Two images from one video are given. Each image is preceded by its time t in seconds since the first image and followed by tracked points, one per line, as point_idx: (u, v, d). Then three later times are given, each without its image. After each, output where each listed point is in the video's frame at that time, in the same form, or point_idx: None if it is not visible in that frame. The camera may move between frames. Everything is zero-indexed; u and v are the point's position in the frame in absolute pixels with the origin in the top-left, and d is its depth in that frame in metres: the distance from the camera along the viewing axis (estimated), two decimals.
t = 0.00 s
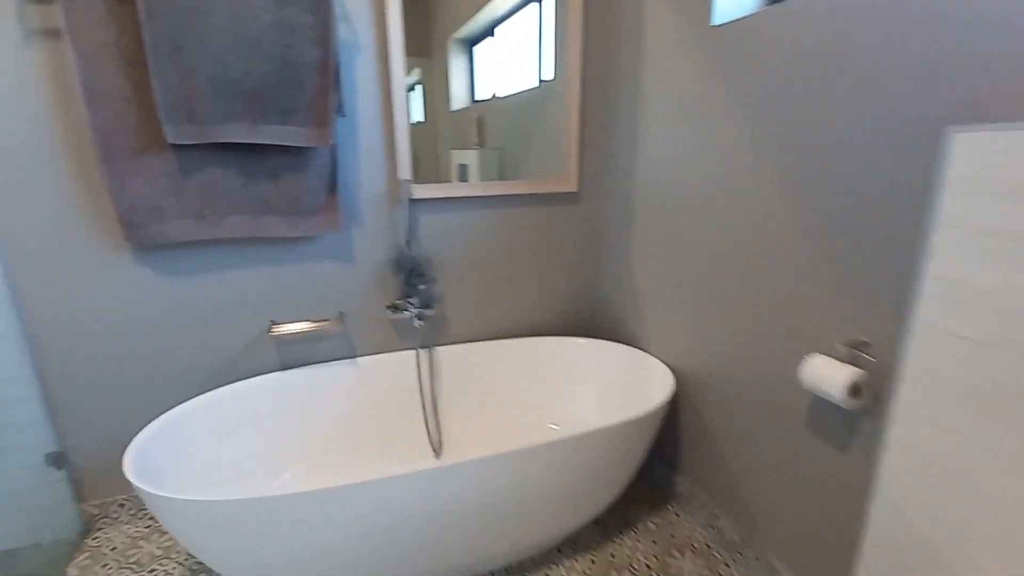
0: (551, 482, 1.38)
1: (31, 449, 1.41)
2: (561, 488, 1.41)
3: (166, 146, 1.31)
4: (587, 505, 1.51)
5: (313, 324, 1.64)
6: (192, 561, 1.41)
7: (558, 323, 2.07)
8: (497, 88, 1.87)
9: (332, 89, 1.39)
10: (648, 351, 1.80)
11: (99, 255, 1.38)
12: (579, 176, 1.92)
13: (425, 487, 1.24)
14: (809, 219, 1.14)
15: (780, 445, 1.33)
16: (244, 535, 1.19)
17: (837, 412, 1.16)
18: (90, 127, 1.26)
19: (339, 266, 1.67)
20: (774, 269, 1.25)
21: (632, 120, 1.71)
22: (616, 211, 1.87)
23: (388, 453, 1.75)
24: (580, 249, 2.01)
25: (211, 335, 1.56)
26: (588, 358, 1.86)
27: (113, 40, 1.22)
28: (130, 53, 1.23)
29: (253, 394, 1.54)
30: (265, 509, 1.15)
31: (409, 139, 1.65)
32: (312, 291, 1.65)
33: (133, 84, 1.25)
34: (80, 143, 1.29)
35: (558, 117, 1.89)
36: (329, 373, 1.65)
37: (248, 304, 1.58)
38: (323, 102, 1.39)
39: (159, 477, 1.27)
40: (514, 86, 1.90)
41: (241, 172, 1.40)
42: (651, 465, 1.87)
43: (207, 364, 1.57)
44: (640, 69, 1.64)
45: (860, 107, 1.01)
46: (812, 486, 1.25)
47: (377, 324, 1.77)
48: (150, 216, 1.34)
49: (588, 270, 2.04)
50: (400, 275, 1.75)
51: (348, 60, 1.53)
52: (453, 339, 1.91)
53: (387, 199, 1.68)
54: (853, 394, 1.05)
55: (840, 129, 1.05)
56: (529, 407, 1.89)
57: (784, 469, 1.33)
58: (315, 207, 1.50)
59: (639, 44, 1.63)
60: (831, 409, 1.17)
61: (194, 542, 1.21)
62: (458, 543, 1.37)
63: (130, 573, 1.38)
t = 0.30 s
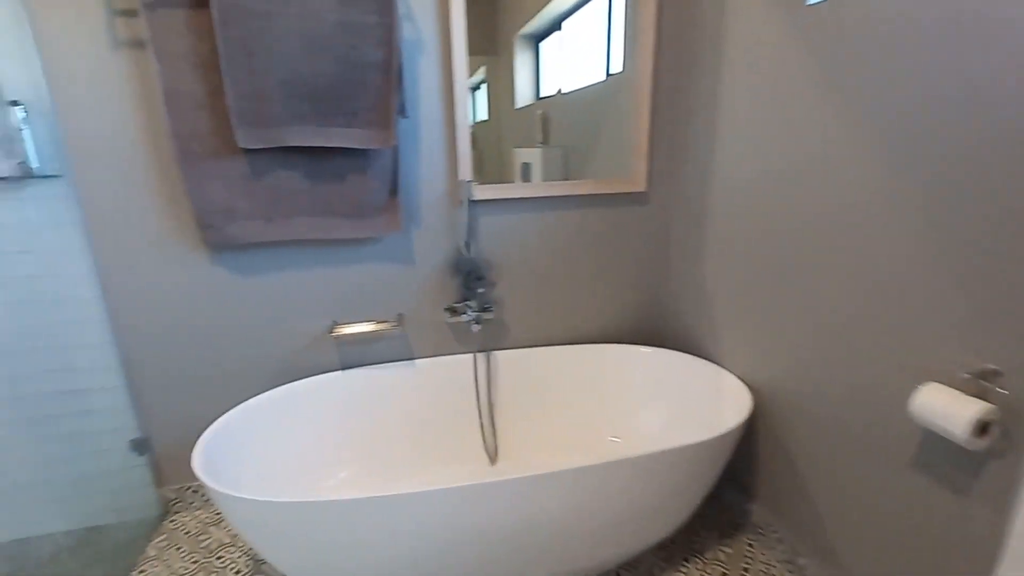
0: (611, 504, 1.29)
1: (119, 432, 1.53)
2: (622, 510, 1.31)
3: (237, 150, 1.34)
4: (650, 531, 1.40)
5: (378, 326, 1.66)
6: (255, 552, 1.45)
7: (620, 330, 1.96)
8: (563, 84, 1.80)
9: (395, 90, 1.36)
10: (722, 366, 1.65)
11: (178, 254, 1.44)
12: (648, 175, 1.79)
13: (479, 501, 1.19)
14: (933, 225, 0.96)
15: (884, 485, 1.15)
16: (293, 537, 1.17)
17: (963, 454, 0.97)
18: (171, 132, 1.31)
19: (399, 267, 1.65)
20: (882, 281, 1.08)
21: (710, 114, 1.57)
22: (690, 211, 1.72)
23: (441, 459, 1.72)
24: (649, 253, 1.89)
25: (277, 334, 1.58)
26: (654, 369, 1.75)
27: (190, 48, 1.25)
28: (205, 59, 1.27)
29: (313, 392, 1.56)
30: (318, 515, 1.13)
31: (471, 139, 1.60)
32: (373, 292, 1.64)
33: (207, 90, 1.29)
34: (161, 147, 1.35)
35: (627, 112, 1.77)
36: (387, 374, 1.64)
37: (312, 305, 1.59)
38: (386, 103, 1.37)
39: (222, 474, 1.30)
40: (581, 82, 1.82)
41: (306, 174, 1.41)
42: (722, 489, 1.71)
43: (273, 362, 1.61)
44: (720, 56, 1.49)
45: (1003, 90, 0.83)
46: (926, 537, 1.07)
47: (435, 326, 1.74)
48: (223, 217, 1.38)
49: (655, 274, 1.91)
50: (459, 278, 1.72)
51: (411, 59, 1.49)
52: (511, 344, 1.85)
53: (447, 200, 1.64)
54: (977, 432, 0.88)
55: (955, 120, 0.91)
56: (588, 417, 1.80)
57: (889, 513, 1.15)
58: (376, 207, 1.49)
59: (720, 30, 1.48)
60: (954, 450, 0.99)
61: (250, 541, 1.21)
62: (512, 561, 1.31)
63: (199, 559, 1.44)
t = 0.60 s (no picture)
0: (686, 526, 1.20)
1: (218, 412, 1.68)
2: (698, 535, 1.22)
3: (327, 153, 1.41)
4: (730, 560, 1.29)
5: (452, 326, 1.68)
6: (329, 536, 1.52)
7: (701, 342, 1.84)
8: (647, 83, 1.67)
9: (476, 93, 1.37)
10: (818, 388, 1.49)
11: (272, 251, 1.54)
12: (738, 178, 1.67)
13: (546, 509, 1.16)
14: None
15: None
16: (362, 526, 1.21)
17: None
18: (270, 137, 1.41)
19: (473, 268, 1.66)
20: None
21: (813, 111, 1.43)
22: (786, 217, 1.58)
23: (508, 463, 1.70)
24: (735, 260, 1.76)
25: (357, 329, 1.65)
26: (736, 384, 1.63)
27: (289, 58, 1.34)
28: (301, 68, 1.35)
29: (388, 387, 1.60)
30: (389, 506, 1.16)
31: (549, 141, 1.57)
32: (448, 293, 1.67)
33: (302, 98, 1.37)
34: (261, 151, 1.45)
35: (718, 110, 1.66)
36: (457, 373, 1.65)
37: (390, 303, 1.64)
38: (466, 105, 1.38)
39: (304, 458, 1.37)
40: (666, 79, 1.69)
41: (389, 176, 1.45)
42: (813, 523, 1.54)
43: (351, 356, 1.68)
44: (827, 46, 1.35)
45: None
46: None
47: (505, 329, 1.73)
48: (314, 217, 1.46)
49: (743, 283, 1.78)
50: (532, 280, 1.69)
51: (491, 62, 1.50)
52: (582, 351, 1.80)
53: (523, 202, 1.62)
54: None
55: None
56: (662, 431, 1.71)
57: None
58: (453, 209, 1.51)
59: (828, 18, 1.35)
60: None
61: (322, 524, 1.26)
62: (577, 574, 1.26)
63: (280, 536, 1.53)
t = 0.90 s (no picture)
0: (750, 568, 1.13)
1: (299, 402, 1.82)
2: None
3: (408, 166, 1.49)
4: None
5: (518, 336, 1.69)
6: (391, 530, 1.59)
7: (781, 369, 1.72)
8: (736, 90, 1.59)
9: (550, 108, 1.37)
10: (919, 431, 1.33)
11: (354, 256, 1.65)
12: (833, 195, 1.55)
13: (599, 532, 1.13)
14: None
15: None
16: (420, 525, 1.25)
17: None
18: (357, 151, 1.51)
19: (542, 281, 1.66)
20: None
21: (924, 124, 1.29)
22: (887, 239, 1.43)
23: (567, 477, 1.68)
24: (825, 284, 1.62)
25: (426, 334, 1.72)
26: (820, 418, 1.51)
27: (377, 77, 1.42)
28: (388, 87, 1.43)
29: (453, 392, 1.65)
30: (446, 509, 1.20)
31: (624, 155, 1.53)
32: (516, 304, 1.68)
33: (388, 114, 1.45)
34: (348, 163, 1.56)
35: (814, 122, 1.55)
36: (520, 383, 1.66)
37: (459, 311, 1.69)
38: (539, 121, 1.38)
39: (371, 453, 1.45)
40: (758, 86, 1.59)
41: (463, 188, 1.49)
42: None
43: (420, 360, 1.75)
44: (944, 53, 1.22)
45: None
46: None
47: (571, 343, 1.72)
48: (392, 226, 1.54)
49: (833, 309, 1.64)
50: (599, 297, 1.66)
51: (568, 76, 1.49)
52: (650, 370, 1.74)
53: (594, 217, 1.59)
54: None
55: None
56: (734, 460, 1.62)
57: None
58: (524, 222, 1.51)
59: (947, 22, 1.21)
60: None
61: (383, 520, 1.32)
62: None
63: (347, 525, 1.63)
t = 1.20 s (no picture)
0: None
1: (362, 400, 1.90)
2: None
3: (473, 177, 1.52)
4: None
5: (575, 348, 1.67)
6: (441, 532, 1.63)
7: (857, 397, 1.60)
8: (818, 96, 1.50)
9: (617, 120, 1.35)
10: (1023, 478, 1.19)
11: (418, 263, 1.71)
12: (926, 211, 1.42)
13: (651, 556, 1.10)
14: None
15: None
16: (471, 529, 1.27)
17: None
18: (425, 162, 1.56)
19: (601, 293, 1.63)
20: None
21: None
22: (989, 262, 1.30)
23: (619, 496, 1.64)
24: (913, 307, 1.50)
25: (484, 342, 1.74)
26: (903, 454, 1.38)
27: (447, 92, 1.47)
28: (457, 101, 1.47)
29: (506, 399, 1.66)
30: (497, 517, 1.21)
31: (693, 167, 1.49)
32: (574, 316, 1.67)
33: (455, 127, 1.49)
34: (416, 174, 1.62)
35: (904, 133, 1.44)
36: (575, 395, 1.65)
37: (517, 320, 1.70)
38: (606, 133, 1.36)
39: (430, 458, 1.47)
40: (843, 92, 1.49)
41: (525, 200, 1.51)
42: None
43: (477, 366, 1.77)
44: None
45: None
46: None
47: (629, 358, 1.68)
48: (456, 235, 1.59)
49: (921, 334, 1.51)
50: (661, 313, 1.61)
51: (637, 87, 1.46)
52: (712, 390, 1.67)
53: (658, 230, 1.55)
54: None
55: None
56: (801, 492, 1.52)
57: None
58: (585, 233, 1.50)
59: None
60: None
61: (436, 521, 1.35)
62: None
63: (401, 522, 1.69)
